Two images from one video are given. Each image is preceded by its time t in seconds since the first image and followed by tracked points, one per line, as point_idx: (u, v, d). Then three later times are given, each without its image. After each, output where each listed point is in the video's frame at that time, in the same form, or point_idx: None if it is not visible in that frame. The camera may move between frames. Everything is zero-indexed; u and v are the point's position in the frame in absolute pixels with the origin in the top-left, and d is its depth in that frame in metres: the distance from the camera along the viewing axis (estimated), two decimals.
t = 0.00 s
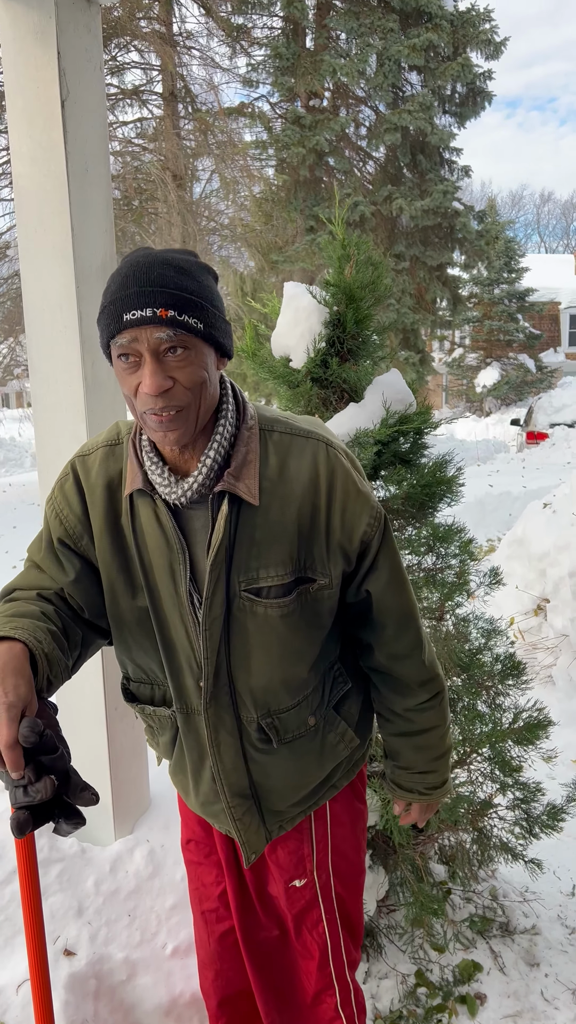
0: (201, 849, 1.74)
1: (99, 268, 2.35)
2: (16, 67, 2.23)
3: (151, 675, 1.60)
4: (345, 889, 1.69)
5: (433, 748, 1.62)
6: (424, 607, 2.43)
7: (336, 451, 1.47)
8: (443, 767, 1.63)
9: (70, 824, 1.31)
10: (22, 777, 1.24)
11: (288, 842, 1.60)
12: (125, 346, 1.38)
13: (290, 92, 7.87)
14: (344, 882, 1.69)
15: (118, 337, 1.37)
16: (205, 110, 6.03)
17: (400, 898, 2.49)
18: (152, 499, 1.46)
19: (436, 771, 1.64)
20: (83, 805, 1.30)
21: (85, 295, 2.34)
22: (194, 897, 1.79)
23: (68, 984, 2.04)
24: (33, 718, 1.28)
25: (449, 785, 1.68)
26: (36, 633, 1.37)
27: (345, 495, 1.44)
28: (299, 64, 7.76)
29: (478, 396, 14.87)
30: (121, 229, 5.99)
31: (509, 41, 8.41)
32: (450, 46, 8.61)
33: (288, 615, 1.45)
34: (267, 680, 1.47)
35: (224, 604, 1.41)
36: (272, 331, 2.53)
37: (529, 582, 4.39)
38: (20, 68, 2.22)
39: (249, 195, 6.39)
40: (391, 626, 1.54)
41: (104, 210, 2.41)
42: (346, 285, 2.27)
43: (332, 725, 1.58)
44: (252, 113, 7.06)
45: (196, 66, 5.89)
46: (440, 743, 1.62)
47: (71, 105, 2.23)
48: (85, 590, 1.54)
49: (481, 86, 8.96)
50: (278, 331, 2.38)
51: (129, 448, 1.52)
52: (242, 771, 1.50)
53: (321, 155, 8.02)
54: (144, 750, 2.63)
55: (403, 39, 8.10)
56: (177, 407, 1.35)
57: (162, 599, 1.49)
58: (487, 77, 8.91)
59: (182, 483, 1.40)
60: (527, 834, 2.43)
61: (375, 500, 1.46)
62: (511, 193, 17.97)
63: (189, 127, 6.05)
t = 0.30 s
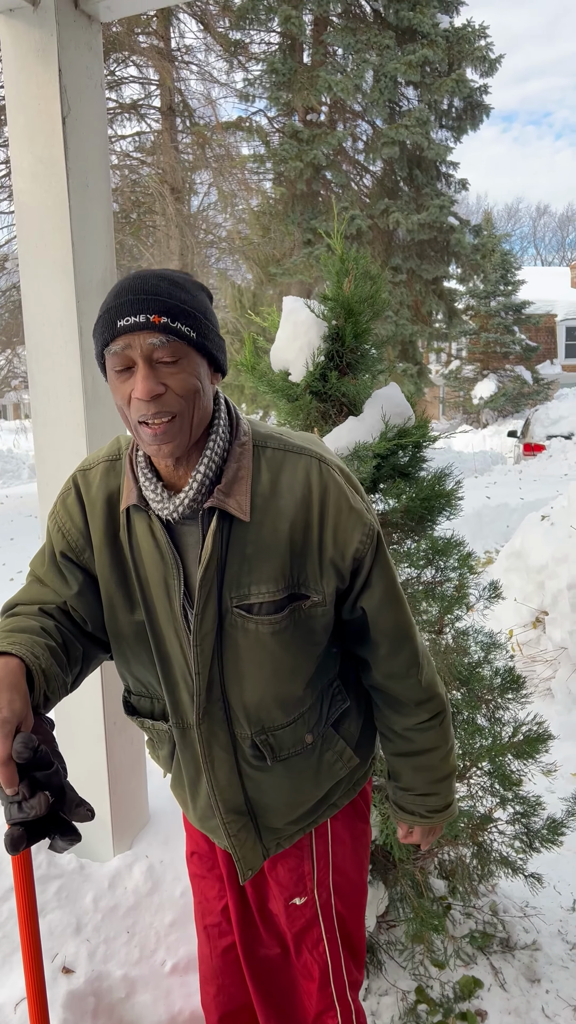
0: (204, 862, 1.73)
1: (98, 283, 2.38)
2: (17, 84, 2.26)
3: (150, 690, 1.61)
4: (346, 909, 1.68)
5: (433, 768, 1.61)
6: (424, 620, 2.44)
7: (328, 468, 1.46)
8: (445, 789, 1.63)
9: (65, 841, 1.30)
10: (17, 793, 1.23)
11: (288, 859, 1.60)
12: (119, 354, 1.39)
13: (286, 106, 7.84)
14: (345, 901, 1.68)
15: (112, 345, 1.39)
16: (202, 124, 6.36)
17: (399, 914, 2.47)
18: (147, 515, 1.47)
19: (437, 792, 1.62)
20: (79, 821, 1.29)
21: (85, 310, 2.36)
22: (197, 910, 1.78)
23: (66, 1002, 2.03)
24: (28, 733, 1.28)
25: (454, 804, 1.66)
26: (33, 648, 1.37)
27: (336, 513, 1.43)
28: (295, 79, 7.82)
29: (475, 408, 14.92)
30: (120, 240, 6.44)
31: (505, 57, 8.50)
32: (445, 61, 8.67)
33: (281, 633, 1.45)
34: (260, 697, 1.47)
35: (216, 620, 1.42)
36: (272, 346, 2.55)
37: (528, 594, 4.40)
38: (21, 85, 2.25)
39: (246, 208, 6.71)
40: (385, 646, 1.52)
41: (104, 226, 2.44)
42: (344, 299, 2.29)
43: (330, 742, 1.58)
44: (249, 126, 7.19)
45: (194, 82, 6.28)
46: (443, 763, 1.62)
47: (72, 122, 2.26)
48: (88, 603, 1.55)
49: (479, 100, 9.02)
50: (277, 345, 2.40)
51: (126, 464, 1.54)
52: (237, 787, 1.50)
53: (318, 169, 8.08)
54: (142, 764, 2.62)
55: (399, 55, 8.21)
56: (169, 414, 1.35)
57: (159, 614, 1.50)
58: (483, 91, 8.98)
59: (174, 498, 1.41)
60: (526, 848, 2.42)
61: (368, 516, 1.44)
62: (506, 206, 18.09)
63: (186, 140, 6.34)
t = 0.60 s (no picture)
0: (204, 877, 1.72)
1: (97, 298, 2.40)
2: (17, 102, 2.29)
3: (150, 706, 1.62)
4: (348, 926, 1.68)
5: (438, 783, 1.61)
6: (422, 634, 2.44)
7: (326, 485, 1.47)
8: (450, 804, 1.62)
9: (59, 855, 1.30)
10: (9, 807, 1.22)
11: (289, 875, 1.60)
12: (119, 371, 1.41)
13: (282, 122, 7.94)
14: (347, 918, 1.68)
15: (111, 362, 1.40)
16: (199, 138, 6.62)
17: (398, 929, 2.46)
18: (146, 532, 1.48)
19: (443, 806, 1.62)
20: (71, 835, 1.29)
21: (84, 325, 2.37)
22: (197, 927, 1.77)
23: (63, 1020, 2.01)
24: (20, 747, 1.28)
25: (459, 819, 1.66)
26: (28, 663, 1.38)
27: (334, 529, 1.43)
28: (291, 95, 7.89)
29: (471, 420, 14.99)
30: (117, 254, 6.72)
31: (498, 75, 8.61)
32: (439, 78, 8.76)
33: (280, 649, 1.45)
34: (259, 714, 1.47)
35: (214, 638, 1.43)
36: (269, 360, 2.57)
37: (525, 607, 4.42)
38: (21, 103, 2.28)
39: (243, 222, 6.91)
40: (385, 661, 1.53)
41: (103, 241, 2.47)
42: (342, 314, 2.31)
43: (330, 758, 1.59)
44: (246, 141, 7.50)
45: (190, 97, 6.51)
46: (446, 779, 1.61)
47: (71, 139, 2.28)
48: (84, 620, 1.56)
49: (473, 116, 9.11)
50: (275, 359, 2.42)
51: (125, 481, 1.55)
52: (237, 804, 1.51)
53: (315, 183, 8.13)
54: (140, 779, 2.62)
55: (393, 71, 8.22)
56: (170, 428, 1.36)
57: (158, 631, 1.50)
58: (478, 107, 9.08)
59: (174, 514, 1.42)
60: (525, 863, 2.41)
61: (365, 531, 1.44)
62: (500, 219, 18.24)
63: (183, 154, 6.61)
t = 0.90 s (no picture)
0: (201, 891, 1.71)
1: (93, 311, 2.42)
2: (14, 117, 2.32)
3: (146, 721, 1.62)
4: (346, 940, 1.67)
5: (436, 795, 1.61)
6: (417, 645, 2.45)
7: (322, 501, 1.47)
8: (449, 815, 1.62)
9: (50, 870, 1.29)
10: None
11: (287, 889, 1.59)
12: (124, 402, 1.40)
13: (277, 135, 7.97)
14: (345, 932, 1.67)
15: (117, 395, 1.40)
16: (194, 152, 6.86)
17: (394, 943, 2.45)
18: (142, 549, 1.48)
19: (442, 818, 1.62)
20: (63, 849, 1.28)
21: (79, 338, 2.39)
22: (193, 941, 1.76)
23: None
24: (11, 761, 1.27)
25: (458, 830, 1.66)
26: (19, 677, 1.38)
27: (331, 545, 1.44)
28: (287, 109, 7.95)
29: (465, 432, 15.04)
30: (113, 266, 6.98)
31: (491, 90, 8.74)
32: (433, 93, 8.88)
33: (278, 665, 1.46)
34: (257, 730, 1.48)
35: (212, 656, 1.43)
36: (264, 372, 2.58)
37: (520, 618, 4.42)
38: (19, 118, 2.31)
39: (238, 235, 7.33)
40: (383, 676, 1.53)
41: (99, 255, 2.49)
42: (336, 327, 2.33)
43: (327, 772, 1.59)
44: (241, 154, 7.46)
45: (185, 111, 6.69)
46: (445, 791, 1.62)
47: (68, 154, 2.31)
48: (76, 634, 1.56)
49: (465, 132, 9.22)
50: (270, 371, 2.44)
51: (120, 498, 1.55)
52: (235, 819, 1.50)
53: (309, 197, 8.19)
54: (136, 793, 2.61)
55: (388, 87, 8.43)
56: (180, 459, 1.38)
57: (155, 648, 1.51)
58: (470, 123, 9.19)
59: (170, 533, 1.42)
60: (522, 876, 2.40)
61: (362, 547, 1.45)
62: (494, 231, 18.36)
63: (179, 168, 6.86)
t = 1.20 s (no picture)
0: (196, 904, 1.71)
1: (89, 325, 2.44)
2: (11, 135, 2.35)
3: (141, 735, 1.62)
4: (343, 953, 1.67)
5: (432, 807, 1.62)
6: (412, 657, 2.47)
7: (316, 514, 1.49)
8: (444, 827, 1.63)
9: (46, 884, 1.28)
10: None
11: (282, 901, 1.60)
12: (115, 416, 1.42)
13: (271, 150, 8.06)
14: (341, 945, 1.67)
15: (107, 408, 1.42)
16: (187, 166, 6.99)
17: (390, 956, 2.44)
18: (137, 564, 1.49)
19: (438, 829, 1.63)
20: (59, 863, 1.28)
21: (76, 351, 2.41)
22: (189, 954, 1.75)
23: None
24: (7, 775, 1.27)
25: (454, 841, 1.66)
26: (13, 691, 1.39)
27: (326, 559, 1.46)
28: (280, 125, 8.02)
29: (458, 444, 15.12)
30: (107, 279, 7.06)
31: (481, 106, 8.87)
32: (425, 108, 9.02)
33: (273, 680, 1.47)
34: (252, 744, 1.48)
35: (208, 670, 1.44)
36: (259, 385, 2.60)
37: (514, 630, 4.44)
38: (16, 135, 2.34)
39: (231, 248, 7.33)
40: (378, 689, 1.54)
41: (96, 269, 2.51)
42: (330, 341, 2.36)
43: (322, 785, 1.59)
44: (234, 168, 7.65)
45: (178, 126, 6.88)
46: (440, 802, 1.63)
47: (65, 170, 2.33)
48: (70, 648, 1.57)
49: (455, 148, 9.34)
50: (265, 384, 2.46)
51: (115, 513, 1.56)
52: (231, 833, 1.51)
53: (302, 210, 8.27)
54: (131, 807, 2.60)
55: (381, 102, 8.52)
56: (167, 473, 1.39)
57: (150, 663, 1.52)
58: (461, 138, 9.31)
59: (164, 548, 1.44)
60: (517, 887, 2.40)
61: (356, 560, 1.47)
62: (485, 245, 18.53)
63: (172, 182, 6.97)
